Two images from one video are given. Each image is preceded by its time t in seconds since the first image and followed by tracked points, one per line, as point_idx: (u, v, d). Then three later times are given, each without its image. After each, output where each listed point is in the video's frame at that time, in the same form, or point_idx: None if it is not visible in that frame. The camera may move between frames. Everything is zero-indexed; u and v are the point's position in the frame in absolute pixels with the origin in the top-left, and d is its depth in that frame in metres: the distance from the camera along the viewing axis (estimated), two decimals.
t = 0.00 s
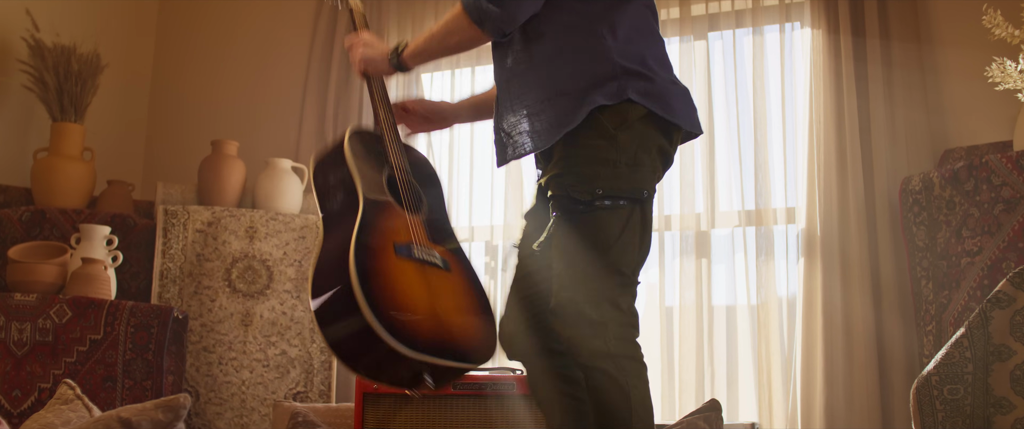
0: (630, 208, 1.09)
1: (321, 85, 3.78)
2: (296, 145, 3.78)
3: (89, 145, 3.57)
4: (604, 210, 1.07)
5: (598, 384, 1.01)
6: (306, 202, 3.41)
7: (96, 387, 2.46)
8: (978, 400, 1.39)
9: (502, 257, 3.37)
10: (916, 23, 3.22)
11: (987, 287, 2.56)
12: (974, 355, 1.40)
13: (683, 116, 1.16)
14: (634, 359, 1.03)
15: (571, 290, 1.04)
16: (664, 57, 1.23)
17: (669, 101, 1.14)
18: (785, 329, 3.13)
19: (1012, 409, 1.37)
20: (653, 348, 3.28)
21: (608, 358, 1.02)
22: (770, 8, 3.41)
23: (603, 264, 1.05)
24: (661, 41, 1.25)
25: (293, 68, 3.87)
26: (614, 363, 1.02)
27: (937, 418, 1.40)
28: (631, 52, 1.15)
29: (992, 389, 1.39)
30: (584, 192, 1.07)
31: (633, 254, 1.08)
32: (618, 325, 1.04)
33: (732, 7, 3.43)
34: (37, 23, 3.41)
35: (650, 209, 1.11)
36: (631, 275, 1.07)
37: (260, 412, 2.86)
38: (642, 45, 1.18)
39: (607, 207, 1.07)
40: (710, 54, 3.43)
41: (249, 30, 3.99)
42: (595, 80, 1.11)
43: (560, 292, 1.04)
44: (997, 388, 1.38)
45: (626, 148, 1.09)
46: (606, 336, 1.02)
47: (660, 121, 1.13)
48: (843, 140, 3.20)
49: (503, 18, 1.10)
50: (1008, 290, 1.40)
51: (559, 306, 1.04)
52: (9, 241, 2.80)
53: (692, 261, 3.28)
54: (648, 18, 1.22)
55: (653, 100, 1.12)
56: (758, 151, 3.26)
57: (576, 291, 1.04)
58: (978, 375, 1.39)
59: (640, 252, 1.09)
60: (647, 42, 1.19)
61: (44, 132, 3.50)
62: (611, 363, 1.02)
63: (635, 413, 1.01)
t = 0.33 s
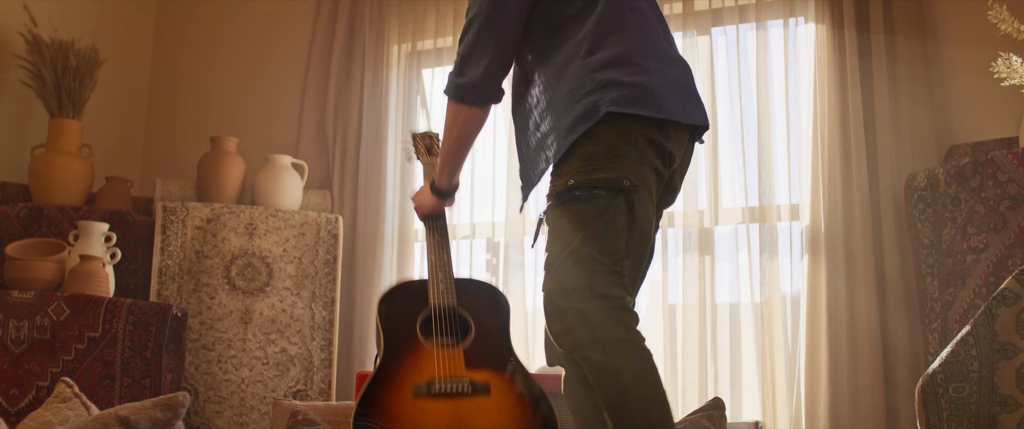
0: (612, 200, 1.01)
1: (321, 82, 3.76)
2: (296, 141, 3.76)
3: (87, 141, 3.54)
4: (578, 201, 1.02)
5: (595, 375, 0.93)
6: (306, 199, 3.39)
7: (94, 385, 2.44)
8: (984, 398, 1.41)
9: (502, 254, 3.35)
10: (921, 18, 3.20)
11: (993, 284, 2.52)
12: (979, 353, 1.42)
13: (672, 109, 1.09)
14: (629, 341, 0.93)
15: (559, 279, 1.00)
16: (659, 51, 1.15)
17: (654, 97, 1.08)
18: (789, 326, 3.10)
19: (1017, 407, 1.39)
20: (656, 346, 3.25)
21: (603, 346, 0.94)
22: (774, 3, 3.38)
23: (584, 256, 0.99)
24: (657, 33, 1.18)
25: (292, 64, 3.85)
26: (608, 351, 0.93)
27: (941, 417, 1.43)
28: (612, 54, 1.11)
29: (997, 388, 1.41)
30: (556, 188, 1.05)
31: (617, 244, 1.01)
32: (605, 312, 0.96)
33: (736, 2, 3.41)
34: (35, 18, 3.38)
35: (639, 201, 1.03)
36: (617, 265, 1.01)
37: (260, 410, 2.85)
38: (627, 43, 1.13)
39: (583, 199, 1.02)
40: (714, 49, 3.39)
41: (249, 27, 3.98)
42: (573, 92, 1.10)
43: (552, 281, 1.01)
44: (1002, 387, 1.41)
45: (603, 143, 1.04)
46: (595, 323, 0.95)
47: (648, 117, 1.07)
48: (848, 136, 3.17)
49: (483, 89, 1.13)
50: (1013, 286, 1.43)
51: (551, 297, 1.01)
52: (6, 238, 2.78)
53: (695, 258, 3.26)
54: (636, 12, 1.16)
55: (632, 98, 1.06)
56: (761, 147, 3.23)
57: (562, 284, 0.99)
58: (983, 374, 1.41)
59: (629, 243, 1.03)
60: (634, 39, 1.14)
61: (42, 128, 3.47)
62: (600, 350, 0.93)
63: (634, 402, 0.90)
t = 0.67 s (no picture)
0: (602, 194, 0.96)
1: (320, 78, 3.74)
2: (296, 138, 3.73)
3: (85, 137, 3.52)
4: (574, 203, 0.99)
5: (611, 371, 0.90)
6: (306, 196, 3.37)
7: (92, 383, 2.42)
8: (989, 396, 1.44)
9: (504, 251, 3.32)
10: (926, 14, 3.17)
11: (999, 282, 2.50)
12: (985, 351, 1.44)
13: (645, 92, 1.00)
14: (638, 332, 0.89)
15: (566, 279, 0.98)
16: (640, 37, 1.08)
17: (623, 84, 1.00)
18: (792, 324, 3.08)
19: None
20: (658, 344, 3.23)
21: (614, 339, 0.90)
22: None
23: (584, 254, 0.96)
24: (631, 20, 1.10)
25: (292, 60, 3.83)
26: (618, 344, 0.89)
27: (947, 414, 1.45)
28: (581, 58, 1.07)
29: (1003, 386, 1.43)
30: (556, 193, 1.02)
31: (615, 237, 0.96)
32: (612, 304, 0.92)
33: None
34: (33, 13, 3.36)
35: (637, 190, 0.97)
36: (620, 257, 0.95)
37: (259, 409, 2.82)
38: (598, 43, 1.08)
39: (577, 199, 0.99)
40: (717, 45, 3.36)
41: (248, 22, 3.96)
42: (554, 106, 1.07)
43: (562, 282, 0.99)
44: (1008, 385, 1.42)
45: (588, 140, 1.00)
46: (602, 319, 0.92)
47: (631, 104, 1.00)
48: (853, 131, 3.14)
49: (471, 143, 1.19)
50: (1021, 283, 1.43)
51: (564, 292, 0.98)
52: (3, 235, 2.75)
53: (698, 255, 3.22)
54: (603, 9, 1.10)
55: (600, 92, 1.00)
56: (765, 143, 3.20)
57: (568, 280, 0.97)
58: (989, 372, 1.43)
59: (629, 235, 0.97)
60: (602, 39, 1.08)
61: (40, 124, 3.45)
62: (610, 348, 0.90)
63: (650, 395, 0.86)
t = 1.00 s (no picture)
0: (597, 193, 0.94)
1: (320, 74, 3.72)
2: (296, 134, 3.71)
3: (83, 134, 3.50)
4: (570, 201, 0.96)
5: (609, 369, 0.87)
6: (306, 192, 3.35)
7: (90, 381, 2.40)
8: (993, 395, 1.48)
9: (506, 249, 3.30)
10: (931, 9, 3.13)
11: (1005, 279, 2.47)
12: (990, 349, 1.48)
13: (641, 89, 0.98)
14: (637, 330, 0.86)
15: (562, 278, 0.95)
16: (637, 36, 1.05)
17: (618, 84, 0.98)
18: (796, 321, 3.05)
19: None
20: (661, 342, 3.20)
21: (611, 336, 0.87)
22: None
23: (579, 253, 0.93)
24: (625, 16, 1.07)
25: (292, 57, 3.80)
26: (614, 341, 0.87)
27: (951, 411, 1.49)
28: (576, 59, 1.04)
29: (1007, 385, 1.48)
30: (551, 192, 1.00)
31: (609, 235, 0.93)
32: (609, 303, 0.89)
33: None
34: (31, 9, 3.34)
35: (632, 188, 0.94)
36: (614, 255, 0.92)
37: (258, 407, 2.81)
38: (592, 42, 1.05)
39: (572, 198, 0.96)
40: (720, 39, 3.33)
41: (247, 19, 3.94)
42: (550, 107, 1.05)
43: (558, 280, 0.96)
44: (1012, 383, 1.47)
45: (584, 138, 0.98)
46: (600, 317, 0.89)
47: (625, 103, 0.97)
48: (857, 126, 3.11)
49: (472, 155, 1.17)
50: None
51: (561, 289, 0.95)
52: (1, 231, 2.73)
53: (702, 252, 3.20)
54: (596, 7, 1.07)
55: (596, 91, 0.98)
56: (769, 139, 3.18)
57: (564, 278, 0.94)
58: (994, 370, 1.48)
59: (625, 233, 0.94)
60: (596, 37, 1.05)
61: (37, 120, 3.43)
62: (608, 346, 0.87)
63: (648, 393, 0.83)
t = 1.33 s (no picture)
0: (600, 188, 0.91)
1: (320, 70, 3.70)
2: (295, 129, 3.69)
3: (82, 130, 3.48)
4: (572, 197, 0.94)
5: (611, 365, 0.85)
6: (306, 189, 3.33)
7: (89, 380, 2.37)
8: (1001, 393, 1.39)
9: (508, 246, 3.27)
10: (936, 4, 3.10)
11: (1011, 276, 2.44)
12: (996, 347, 1.39)
13: (646, 86, 0.95)
14: (639, 325, 0.84)
15: (564, 274, 0.92)
16: (640, 33, 1.03)
17: (623, 81, 0.96)
18: (800, 319, 3.03)
19: None
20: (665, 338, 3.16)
21: (613, 330, 0.85)
22: None
23: (582, 249, 0.91)
24: (629, 11, 1.04)
25: (292, 53, 3.78)
26: (615, 337, 0.84)
27: (957, 411, 1.41)
28: (579, 54, 1.02)
29: (1015, 383, 1.38)
30: (554, 189, 0.98)
31: (612, 231, 0.90)
32: (611, 298, 0.87)
33: None
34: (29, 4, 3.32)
35: (636, 184, 0.91)
36: (617, 252, 0.89)
37: (258, 405, 2.79)
38: (595, 37, 1.03)
39: (576, 193, 0.93)
40: (723, 35, 3.30)
41: (246, 15, 3.92)
42: (552, 103, 1.03)
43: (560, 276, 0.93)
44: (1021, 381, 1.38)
45: (587, 133, 0.95)
46: (602, 313, 0.87)
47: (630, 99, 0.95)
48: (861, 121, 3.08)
49: (468, 143, 1.15)
50: None
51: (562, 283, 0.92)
52: None
53: (705, 249, 3.17)
54: (599, 2, 1.05)
55: (601, 87, 0.96)
56: (772, 135, 3.15)
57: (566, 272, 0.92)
58: (1000, 368, 1.39)
59: (627, 230, 0.91)
60: (599, 32, 1.03)
61: (35, 116, 3.41)
62: (609, 341, 0.85)
63: (649, 389, 0.81)
